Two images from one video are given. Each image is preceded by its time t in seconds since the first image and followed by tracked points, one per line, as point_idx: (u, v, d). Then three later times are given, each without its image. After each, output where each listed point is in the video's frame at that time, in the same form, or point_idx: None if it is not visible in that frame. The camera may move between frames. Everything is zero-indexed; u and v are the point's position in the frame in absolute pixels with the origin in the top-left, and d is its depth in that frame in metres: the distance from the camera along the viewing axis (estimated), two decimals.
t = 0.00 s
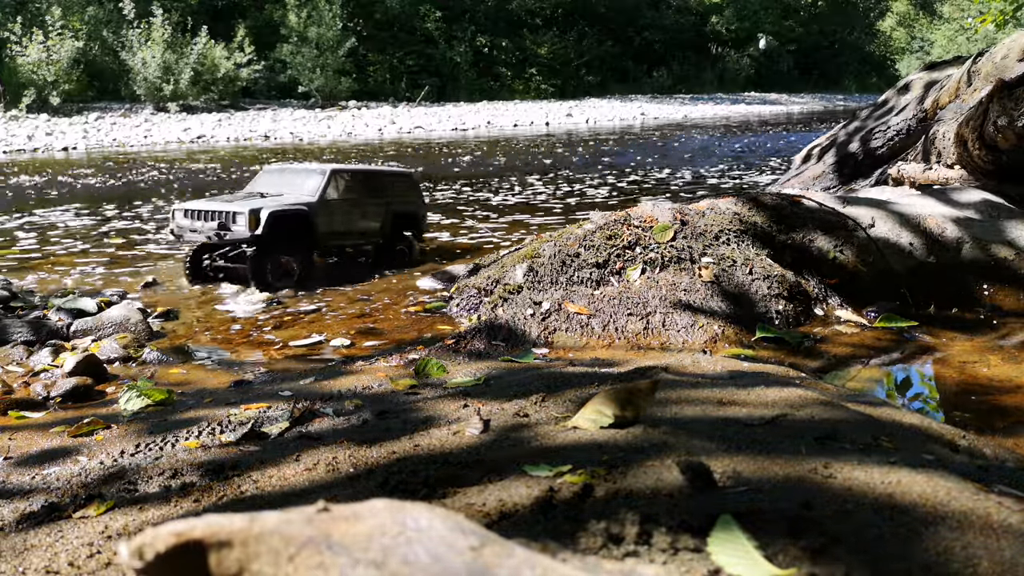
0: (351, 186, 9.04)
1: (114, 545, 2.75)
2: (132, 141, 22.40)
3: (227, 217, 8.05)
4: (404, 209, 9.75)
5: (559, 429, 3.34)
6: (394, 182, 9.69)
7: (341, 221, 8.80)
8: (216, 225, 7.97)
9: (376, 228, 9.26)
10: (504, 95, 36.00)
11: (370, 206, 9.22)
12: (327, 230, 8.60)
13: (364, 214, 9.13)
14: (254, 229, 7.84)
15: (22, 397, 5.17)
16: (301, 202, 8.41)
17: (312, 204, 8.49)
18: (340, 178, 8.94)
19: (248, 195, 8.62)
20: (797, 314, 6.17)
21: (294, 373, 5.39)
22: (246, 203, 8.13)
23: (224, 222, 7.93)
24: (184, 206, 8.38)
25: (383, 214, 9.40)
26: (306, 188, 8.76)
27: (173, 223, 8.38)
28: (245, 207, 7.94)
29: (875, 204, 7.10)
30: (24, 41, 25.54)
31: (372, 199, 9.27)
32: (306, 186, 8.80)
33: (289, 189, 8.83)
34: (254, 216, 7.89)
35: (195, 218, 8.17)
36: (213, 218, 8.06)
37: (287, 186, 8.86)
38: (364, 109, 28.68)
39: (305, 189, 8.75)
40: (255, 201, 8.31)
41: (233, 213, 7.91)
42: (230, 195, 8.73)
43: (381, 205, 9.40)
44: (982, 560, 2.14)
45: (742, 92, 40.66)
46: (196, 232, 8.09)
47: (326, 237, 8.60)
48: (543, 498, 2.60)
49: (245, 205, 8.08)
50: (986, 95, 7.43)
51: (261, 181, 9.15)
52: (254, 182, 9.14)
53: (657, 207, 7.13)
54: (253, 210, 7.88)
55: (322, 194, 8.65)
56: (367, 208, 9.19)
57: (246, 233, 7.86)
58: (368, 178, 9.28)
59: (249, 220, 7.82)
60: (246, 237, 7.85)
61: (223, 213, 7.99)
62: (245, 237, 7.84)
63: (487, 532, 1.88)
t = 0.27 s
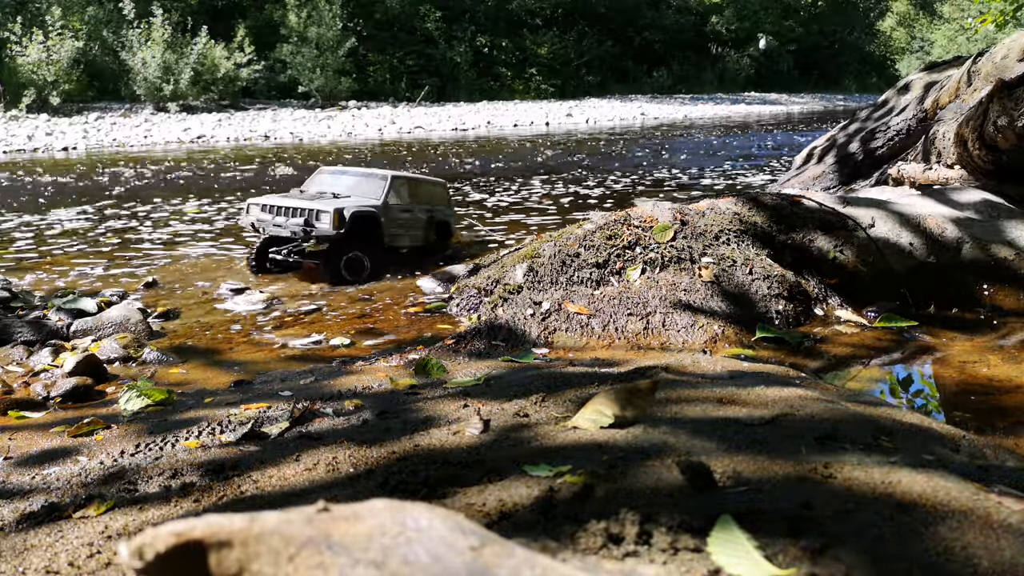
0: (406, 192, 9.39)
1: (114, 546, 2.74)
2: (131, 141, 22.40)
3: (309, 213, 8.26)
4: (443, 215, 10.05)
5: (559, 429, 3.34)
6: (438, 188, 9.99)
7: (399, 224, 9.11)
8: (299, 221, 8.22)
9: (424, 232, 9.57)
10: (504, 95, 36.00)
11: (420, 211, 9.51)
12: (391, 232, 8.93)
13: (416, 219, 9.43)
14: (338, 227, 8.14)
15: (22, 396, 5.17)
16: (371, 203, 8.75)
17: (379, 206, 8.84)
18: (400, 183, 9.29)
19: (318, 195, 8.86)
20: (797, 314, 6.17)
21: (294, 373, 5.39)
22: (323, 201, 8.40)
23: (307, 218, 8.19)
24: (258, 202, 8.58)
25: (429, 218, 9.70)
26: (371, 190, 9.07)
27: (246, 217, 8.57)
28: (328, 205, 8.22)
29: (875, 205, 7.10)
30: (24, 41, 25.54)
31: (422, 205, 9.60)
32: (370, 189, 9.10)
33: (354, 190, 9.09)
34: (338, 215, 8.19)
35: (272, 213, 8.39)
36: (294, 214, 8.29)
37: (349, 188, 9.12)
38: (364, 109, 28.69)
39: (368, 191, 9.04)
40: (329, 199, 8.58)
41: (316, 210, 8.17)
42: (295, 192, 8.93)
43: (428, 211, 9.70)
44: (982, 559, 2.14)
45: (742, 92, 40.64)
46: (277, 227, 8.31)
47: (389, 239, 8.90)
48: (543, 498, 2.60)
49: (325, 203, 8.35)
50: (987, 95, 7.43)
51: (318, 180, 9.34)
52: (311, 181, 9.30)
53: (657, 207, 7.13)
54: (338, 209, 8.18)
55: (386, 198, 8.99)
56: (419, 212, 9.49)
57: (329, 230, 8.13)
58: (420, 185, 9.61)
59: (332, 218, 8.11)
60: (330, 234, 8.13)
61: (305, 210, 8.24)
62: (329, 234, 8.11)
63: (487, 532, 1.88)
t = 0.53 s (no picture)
0: (428, 192, 9.57)
1: (114, 546, 2.75)
2: (131, 141, 22.40)
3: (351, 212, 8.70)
4: (460, 212, 10.21)
5: (559, 429, 3.34)
6: (453, 186, 10.19)
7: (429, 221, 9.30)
8: (341, 219, 8.65)
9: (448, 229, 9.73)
10: (504, 95, 36.00)
11: (442, 209, 9.68)
12: (424, 229, 9.13)
13: (441, 216, 9.58)
14: (380, 222, 8.59)
15: (22, 396, 5.17)
16: (401, 199, 9.03)
17: (410, 201, 9.07)
18: (423, 181, 9.51)
19: (348, 195, 9.13)
20: (797, 314, 6.17)
21: (294, 373, 5.39)
22: (360, 199, 8.83)
23: (348, 215, 8.61)
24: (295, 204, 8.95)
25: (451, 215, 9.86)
26: (398, 189, 9.28)
27: (283, 219, 8.89)
28: (366, 203, 8.66)
29: (875, 205, 7.10)
30: (24, 41, 25.55)
31: (444, 203, 9.79)
32: (397, 187, 9.32)
33: (381, 189, 9.30)
34: (378, 211, 8.64)
35: (311, 213, 8.77)
36: (334, 212, 8.71)
37: (376, 188, 9.34)
38: (364, 109, 28.69)
39: (395, 190, 9.27)
40: (362, 197, 8.96)
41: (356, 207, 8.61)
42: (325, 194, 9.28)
43: (448, 208, 9.87)
44: (982, 560, 2.14)
45: (742, 92, 40.67)
46: (318, 225, 8.70)
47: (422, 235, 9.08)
48: (543, 498, 2.59)
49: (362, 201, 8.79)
50: (987, 95, 7.43)
51: (344, 183, 9.56)
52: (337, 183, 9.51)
53: (657, 207, 7.13)
54: (377, 205, 8.62)
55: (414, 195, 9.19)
56: (442, 211, 9.65)
57: (370, 225, 8.54)
58: (439, 184, 9.82)
59: (374, 214, 8.57)
60: (371, 230, 8.55)
61: (344, 208, 8.65)
62: (371, 229, 8.52)
63: (487, 532, 1.87)
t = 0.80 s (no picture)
0: (428, 192, 9.58)
1: (114, 546, 2.74)
2: (131, 141, 22.39)
3: (348, 212, 8.55)
4: (460, 211, 10.22)
5: (559, 429, 3.34)
6: (452, 187, 10.20)
7: (429, 221, 9.30)
8: (339, 220, 8.49)
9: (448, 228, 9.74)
10: (504, 95, 36.01)
11: (442, 209, 9.68)
12: (424, 229, 9.14)
13: (442, 216, 9.60)
14: (378, 223, 8.48)
15: (22, 397, 5.17)
16: (400, 199, 9.01)
17: (409, 201, 9.04)
18: (422, 181, 9.52)
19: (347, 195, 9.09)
20: (797, 314, 6.17)
21: (294, 373, 5.38)
22: (357, 200, 8.72)
23: (346, 216, 8.49)
24: (291, 206, 8.79)
25: (451, 215, 9.87)
26: (397, 189, 9.29)
27: (280, 222, 8.73)
28: (364, 203, 8.55)
29: (875, 204, 7.09)
30: (24, 41, 25.54)
31: (444, 202, 9.80)
32: (397, 187, 9.34)
33: (380, 189, 9.30)
34: (376, 212, 8.53)
35: (308, 216, 8.64)
36: (332, 214, 8.57)
37: (375, 188, 9.33)
38: (364, 109, 28.69)
39: (394, 190, 9.26)
40: (360, 198, 8.87)
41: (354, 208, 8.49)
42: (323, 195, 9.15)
43: (448, 208, 9.87)
44: (982, 559, 2.14)
45: (742, 92, 40.65)
46: (315, 227, 8.55)
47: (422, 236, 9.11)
48: (543, 498, 2.59)
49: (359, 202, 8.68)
50: (987, 95, 7.42)
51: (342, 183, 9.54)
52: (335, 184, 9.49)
53: (657, 207, 7.13)
54: (376, 206, 8.52)
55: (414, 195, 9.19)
56: (442, 210, 9.65)
57: (369, 227, 8.45)
58: (438, 183, 9.83)
59: (372, 215, 8.46)
60: (370, 230, 8.45)
61: (342, 209, 8.53)
62: (370, 230, 8.42)
63: (487, 532, 1.87)
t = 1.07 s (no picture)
0: (427, 191, 9.60)
1: (114, 546, 2.74)
2: (131, 141, 22.39)
3: (348, 213, 8.53)
4: (460, 210, 10.22)
5: (559, 429, 3.34)
6: (451, 186, 10.19)
7: (428, 221, 9.30)
8: (338, 220, 8.48)
9: (447, 228, 9.74)
10: (503, 95, 36.02)
11: (441, 208, 9.68)
12: (424, 230, 9.14)
13: (441, 216, 9.60)
14: (377, 223, 8.47)
15: (22, 397, 5.16)
16: (400, 199, 9.01)
17: (408, 201, 9.05)
18: (421, 181, 9.52)
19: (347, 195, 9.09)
20: (797, 314, 6.16)
21: (294, 373, 5.38)
22: (356, 200, 8.72)
23: (345, 217, 8.49)
24: (291, 207, 8.78)
25: (450, 215, 9.87)
26: (397, 188, 9.30)
27: (280, 222, 8.73)
28: (364, 203, 8.55)
29: (875, 205, 7.09)
30: (24, 41, 25.54)
31: (443, 202, 9.80)
32: (397, 187, 9.33)
33: (380, 189, 9.31)
34: (375, 212, 8.53)
35: (307, 216, 8.64)
36: (331, 214, 8.57)
37: (374, 188, 9.34)
38: (364, 109, 28.69)
39: (394, 190, 9.27)
40: (359, 198, 8.87)
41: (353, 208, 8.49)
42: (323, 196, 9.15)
43: (447, 207, 9.87)
44: (982, 559, 2.14)
45: (742, 92, 40.62)
46: (314, 227, 8.55)
47: (421, 235, 9.10)
48: (543, 498, 2.59)
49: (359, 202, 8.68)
50: (987, 94, 7.42)
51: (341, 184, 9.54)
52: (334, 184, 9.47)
53: (657, 207, 7.13)
54: (375, 206, 8.52)
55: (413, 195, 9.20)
56: (441, 210, 9.65)
57: (368, 227, 8.43)
58: (436, 183, 9.82)
59: (371, 215, 8.45)
60: (370, 230, 8.44)
61: (342, 209, 8.53)
62: (369, 230, 8.41)
63: (487, 531, 1.87)
